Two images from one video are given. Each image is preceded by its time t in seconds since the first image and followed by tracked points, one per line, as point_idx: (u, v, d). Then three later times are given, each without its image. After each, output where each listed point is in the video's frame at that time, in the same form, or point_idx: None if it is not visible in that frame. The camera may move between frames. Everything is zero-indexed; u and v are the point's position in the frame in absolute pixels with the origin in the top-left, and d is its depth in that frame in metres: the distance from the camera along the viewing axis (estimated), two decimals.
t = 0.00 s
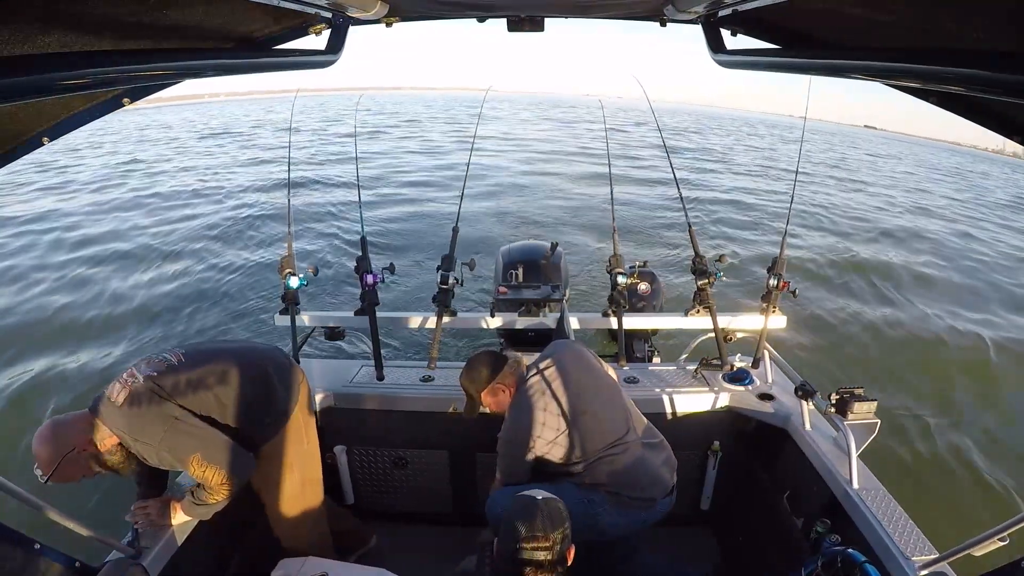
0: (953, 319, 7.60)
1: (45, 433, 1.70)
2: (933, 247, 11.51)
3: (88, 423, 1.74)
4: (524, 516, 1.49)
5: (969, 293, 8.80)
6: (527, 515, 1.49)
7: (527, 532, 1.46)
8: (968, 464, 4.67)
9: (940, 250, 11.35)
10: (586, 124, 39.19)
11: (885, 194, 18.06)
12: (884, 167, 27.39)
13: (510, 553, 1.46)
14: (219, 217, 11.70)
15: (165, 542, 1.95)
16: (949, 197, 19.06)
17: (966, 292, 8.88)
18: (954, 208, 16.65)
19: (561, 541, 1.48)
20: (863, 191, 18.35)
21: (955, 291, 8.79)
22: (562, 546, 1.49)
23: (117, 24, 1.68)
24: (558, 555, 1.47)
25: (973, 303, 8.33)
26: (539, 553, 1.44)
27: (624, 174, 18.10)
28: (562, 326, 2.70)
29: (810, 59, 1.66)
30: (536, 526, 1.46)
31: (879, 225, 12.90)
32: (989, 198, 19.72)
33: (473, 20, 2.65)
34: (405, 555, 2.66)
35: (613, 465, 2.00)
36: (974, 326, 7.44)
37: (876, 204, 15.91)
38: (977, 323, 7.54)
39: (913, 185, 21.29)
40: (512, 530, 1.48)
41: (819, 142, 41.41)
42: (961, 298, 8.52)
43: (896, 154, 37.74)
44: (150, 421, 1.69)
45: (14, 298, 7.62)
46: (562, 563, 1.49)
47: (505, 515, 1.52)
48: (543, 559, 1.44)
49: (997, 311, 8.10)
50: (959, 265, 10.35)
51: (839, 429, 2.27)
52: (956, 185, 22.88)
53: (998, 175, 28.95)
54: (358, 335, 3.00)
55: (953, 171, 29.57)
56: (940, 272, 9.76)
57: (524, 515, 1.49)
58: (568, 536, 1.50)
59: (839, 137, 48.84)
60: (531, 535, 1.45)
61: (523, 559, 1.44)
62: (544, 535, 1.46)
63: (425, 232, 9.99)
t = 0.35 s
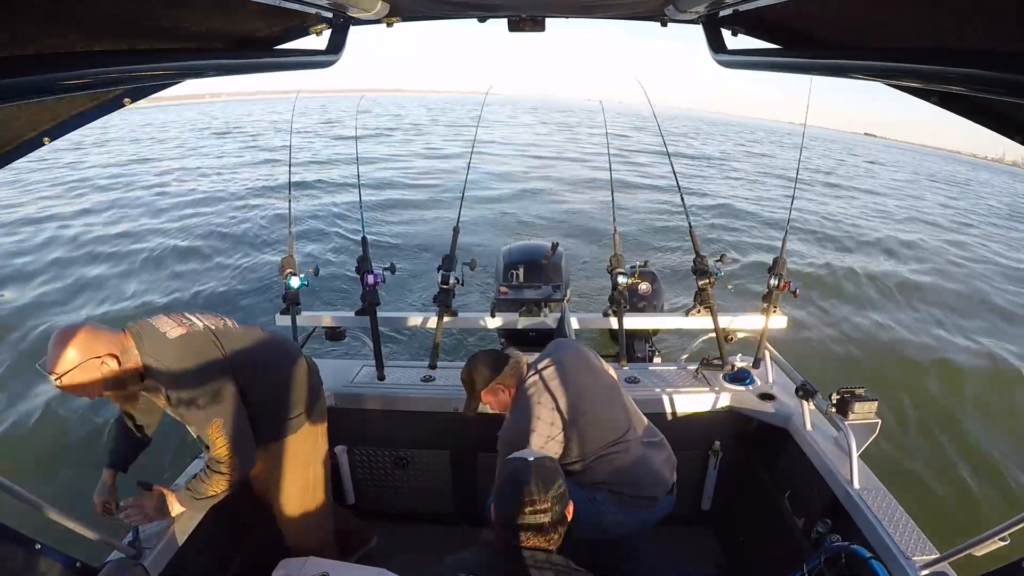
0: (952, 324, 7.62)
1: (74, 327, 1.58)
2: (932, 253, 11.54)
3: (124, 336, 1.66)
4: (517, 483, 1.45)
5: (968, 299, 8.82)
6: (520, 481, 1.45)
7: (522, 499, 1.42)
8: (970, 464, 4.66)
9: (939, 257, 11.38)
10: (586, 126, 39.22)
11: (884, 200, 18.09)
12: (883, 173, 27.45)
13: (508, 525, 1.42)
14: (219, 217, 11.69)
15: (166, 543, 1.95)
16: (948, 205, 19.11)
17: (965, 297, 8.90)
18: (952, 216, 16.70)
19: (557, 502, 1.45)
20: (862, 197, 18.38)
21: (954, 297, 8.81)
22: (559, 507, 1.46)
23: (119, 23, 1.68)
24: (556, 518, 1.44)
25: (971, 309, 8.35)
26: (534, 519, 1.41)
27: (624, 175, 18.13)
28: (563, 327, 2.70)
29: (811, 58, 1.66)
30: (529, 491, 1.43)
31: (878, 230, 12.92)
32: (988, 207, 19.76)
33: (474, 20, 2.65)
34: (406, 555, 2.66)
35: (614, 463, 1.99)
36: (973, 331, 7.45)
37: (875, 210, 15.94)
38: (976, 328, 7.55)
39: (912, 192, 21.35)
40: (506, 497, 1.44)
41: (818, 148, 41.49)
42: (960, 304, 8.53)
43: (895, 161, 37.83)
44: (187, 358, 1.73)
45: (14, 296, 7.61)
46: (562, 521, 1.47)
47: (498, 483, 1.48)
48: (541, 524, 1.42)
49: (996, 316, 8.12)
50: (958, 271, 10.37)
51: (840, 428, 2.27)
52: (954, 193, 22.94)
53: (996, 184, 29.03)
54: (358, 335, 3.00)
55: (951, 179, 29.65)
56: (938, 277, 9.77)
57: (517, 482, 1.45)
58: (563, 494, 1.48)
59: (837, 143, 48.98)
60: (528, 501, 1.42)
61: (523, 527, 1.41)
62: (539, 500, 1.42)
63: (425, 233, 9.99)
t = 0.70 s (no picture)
0: (952, 322, 7.61)
1: (124, 246, 1.60)
2: (932, 250, 11.54)
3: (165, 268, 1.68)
4: (488, 464, 1.25)
5: (968, 295, 8.82)
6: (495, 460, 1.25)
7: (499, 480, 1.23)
8: (969, 464, 4.65)
9: (939, 254, 11.37)
10: (586, 126, 39.22)
11: (885, 197, 18.08)
12: (883, 171, 27.44)
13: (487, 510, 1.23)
14: (219, 219, 11.72)
15: (164, 542, 1.94)
16: (949, 201, 19.08)
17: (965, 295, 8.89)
18: (953, 212, 16.68)
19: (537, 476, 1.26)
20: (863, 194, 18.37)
21: (954, 293, 8.80)
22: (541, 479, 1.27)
23: (117, 24, 1.68)
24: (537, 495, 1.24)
25: (971, 306, 8.35)
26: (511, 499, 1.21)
27: (624, 174, 18.12)
28: (560, 327, 2.70)
29: (810, 58, 1.65)
30: (505, 468, 1.23)
31: (878, 228, 12.92)
32: (989, 202, 19.74)
33: (472, 20, 2.65)
34: (404, 555, 2.66)
35: (609, 465, 1.99)
36: (973, 328, 7.44)
37: (875, 207, 15.94)
38: (976, 326, 7.54)
39: (912, 189, 21.33)
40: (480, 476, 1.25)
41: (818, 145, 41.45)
42: (961, 301, 8.53)
43: (895, 158, 37.80)
44: (219, 305, 1.75)
45: (15, 300, 7.63)
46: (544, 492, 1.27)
47: (468, 466, 1.27)
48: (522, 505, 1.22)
49: (997, 313, 8.11)
50: (958, 268, 10.36)
51: (838, 429, 2.27)
52: (955, 189, 22.91)
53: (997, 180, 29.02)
54: (356, 335, 3.00)
55: (952, 175, 29.65)
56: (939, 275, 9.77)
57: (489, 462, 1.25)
58: (540, 463, 1.28)
59: (838, 140, 48.97)
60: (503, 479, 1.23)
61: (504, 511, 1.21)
62: (515, 477, 1.23)
63: (424, 234, 10.00)
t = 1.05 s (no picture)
0: (951, 316, 7.60)
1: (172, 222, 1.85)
2: (933, 242, 11.52)
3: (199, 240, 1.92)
4: (433, 466, 1.29)
5: (968, 288, 8.81)
6: (438, 458, 1.29)
7: (445, 476, 1.26)
8: (968, 463, 4.65)
9: (940, 246, 11.35)
10: (586, 125, 39.22)
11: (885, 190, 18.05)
12: (884, 163, 27.41)
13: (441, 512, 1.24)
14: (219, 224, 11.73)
15: (161, 542, 1.94)
16: (949, 191, 19.05)
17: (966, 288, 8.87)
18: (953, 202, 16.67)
19: (481, 464, 1.28)
20: (863, 187, 18.33)
21: (953, 286, 8.80)
22: (490, 468, 1.29)
23: (114, 25, 1.68)
24: (484, 485, 1.24)
25: (971, 298, 8.34)
26: (460, 490, 1.22)
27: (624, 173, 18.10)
28: (557, 327, 2.70)
29: (807, 58, 1.65)
30: (449, 463, 1.27)
31: (879, 222, 12.90)
32: (990, 192, 19.71)
33: (470, 20, 2.65)
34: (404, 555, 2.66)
35: (608, 465, 2.00)
36: (972, 322, 7.44)
37: (875, 200, 15.92)
38: (976, 320, 7.54)
39: (913, 180, 21.29)
40: (431, 479, 1.28)
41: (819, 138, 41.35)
42: (960, 294, 8.52)
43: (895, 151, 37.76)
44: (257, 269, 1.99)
45: (16, 304, 7.62)
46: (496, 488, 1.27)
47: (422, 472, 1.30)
48: (471, 495, 1.22)
49: (997, 306, 8.10)
50: (959, 260, 10.35)
51: (835, 429, 2.27)
52: (955, 179, 22.88)
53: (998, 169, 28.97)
54: (354, 335, 3.00)
55: (952, 166, 29.60)
56: (939, 268, 9.76)
57: (435, 461, 1.29)
58: (486, 460, 1.30)
59: (838, 134, 48.89)
60: (449, 473, 1.26)
61: (458, 504, 1.21)
62: (462, 472, 1.25)
63: (423, 235, 10.00)
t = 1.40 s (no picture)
0: (950, 316, 7.61)
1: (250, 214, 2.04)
2: (932, 241, 11.52)
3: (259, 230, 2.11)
4: (418, 472, 1.25)
5: (967, 287, 8.81)
6: (419, 465, 1.26)
7: (427, 483, 1.23)
8: (968, 463, 4.65)
9: (940, 245, 11.35)
10: (586, 125, 39.21)
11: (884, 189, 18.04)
12: (883, 161, 27.40)
13: (424, 521, 1.21)
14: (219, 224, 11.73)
15: (161, 542, 1.94)
16: (948, 190, 19.05)
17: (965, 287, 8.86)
18: (952, 201, 16.67)
19: (463, 468, 1.26)
20: (862, 185, 18.33)
21: (953, 285, 8.80)
22: (473, 474, 1.26)
23: (115, 23, 1.68)
24: (467, 490, 1.22)
25: (970, 297, 8.34)
26: (442, 497, 1.20)
27: (624, 173, 18.07)
28: (557, 327, 2.71)
29: (806, 58, 1.65)
30: (431, 469, 1.24)
31: (878, 221, 12.90)
32: (989, 192, 19.71)
33: (469, 20, 2.65)
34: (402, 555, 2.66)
35: (609, 465, 2.00)
36: (972, 322, 7.44)
37: (875, 199, 15.92)
38: (975, 319, 7.54)
39: (912, 179, 21.29)
40: (413, 486, 1.25)
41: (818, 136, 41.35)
42: (960, 293, 8.52)
43: (895, 149, 37.76)
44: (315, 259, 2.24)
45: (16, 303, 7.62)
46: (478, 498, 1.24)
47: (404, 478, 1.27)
48: (453, 502, 1.19)
49: (997, 305, 8.11)
50: (958, 259, 10.35)
51: (835, 429, 2.28)
52: (955, 178, 22.86)
53: (998, 168, 28.98)
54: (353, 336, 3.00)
55: (952, 166, 29.61)
56: (938, 267, 9.76)
57: (417, 468, 1.26)
58: (470, 468, 1.27)
59: (838, 133, 48.86)
60: (431, 480, 1.23)
61: (443, 511, 1.19)
62: (444, 477, 1.23)
63: (423, 235, 10.00)
